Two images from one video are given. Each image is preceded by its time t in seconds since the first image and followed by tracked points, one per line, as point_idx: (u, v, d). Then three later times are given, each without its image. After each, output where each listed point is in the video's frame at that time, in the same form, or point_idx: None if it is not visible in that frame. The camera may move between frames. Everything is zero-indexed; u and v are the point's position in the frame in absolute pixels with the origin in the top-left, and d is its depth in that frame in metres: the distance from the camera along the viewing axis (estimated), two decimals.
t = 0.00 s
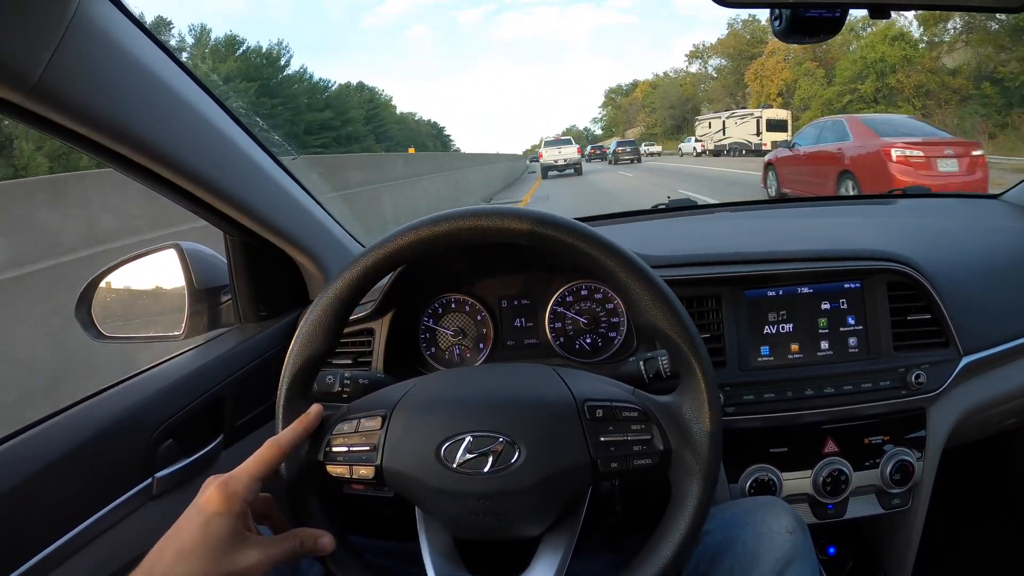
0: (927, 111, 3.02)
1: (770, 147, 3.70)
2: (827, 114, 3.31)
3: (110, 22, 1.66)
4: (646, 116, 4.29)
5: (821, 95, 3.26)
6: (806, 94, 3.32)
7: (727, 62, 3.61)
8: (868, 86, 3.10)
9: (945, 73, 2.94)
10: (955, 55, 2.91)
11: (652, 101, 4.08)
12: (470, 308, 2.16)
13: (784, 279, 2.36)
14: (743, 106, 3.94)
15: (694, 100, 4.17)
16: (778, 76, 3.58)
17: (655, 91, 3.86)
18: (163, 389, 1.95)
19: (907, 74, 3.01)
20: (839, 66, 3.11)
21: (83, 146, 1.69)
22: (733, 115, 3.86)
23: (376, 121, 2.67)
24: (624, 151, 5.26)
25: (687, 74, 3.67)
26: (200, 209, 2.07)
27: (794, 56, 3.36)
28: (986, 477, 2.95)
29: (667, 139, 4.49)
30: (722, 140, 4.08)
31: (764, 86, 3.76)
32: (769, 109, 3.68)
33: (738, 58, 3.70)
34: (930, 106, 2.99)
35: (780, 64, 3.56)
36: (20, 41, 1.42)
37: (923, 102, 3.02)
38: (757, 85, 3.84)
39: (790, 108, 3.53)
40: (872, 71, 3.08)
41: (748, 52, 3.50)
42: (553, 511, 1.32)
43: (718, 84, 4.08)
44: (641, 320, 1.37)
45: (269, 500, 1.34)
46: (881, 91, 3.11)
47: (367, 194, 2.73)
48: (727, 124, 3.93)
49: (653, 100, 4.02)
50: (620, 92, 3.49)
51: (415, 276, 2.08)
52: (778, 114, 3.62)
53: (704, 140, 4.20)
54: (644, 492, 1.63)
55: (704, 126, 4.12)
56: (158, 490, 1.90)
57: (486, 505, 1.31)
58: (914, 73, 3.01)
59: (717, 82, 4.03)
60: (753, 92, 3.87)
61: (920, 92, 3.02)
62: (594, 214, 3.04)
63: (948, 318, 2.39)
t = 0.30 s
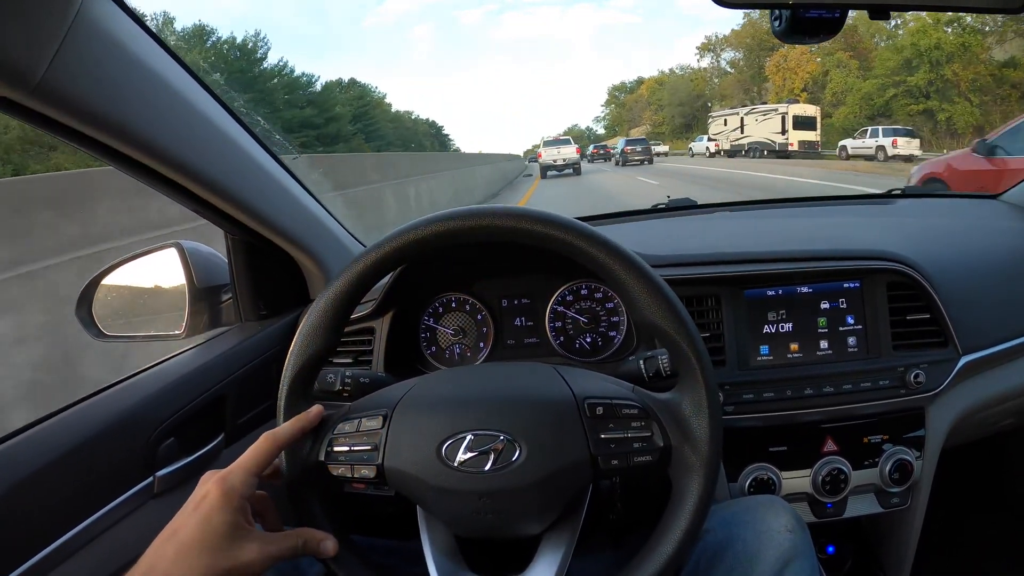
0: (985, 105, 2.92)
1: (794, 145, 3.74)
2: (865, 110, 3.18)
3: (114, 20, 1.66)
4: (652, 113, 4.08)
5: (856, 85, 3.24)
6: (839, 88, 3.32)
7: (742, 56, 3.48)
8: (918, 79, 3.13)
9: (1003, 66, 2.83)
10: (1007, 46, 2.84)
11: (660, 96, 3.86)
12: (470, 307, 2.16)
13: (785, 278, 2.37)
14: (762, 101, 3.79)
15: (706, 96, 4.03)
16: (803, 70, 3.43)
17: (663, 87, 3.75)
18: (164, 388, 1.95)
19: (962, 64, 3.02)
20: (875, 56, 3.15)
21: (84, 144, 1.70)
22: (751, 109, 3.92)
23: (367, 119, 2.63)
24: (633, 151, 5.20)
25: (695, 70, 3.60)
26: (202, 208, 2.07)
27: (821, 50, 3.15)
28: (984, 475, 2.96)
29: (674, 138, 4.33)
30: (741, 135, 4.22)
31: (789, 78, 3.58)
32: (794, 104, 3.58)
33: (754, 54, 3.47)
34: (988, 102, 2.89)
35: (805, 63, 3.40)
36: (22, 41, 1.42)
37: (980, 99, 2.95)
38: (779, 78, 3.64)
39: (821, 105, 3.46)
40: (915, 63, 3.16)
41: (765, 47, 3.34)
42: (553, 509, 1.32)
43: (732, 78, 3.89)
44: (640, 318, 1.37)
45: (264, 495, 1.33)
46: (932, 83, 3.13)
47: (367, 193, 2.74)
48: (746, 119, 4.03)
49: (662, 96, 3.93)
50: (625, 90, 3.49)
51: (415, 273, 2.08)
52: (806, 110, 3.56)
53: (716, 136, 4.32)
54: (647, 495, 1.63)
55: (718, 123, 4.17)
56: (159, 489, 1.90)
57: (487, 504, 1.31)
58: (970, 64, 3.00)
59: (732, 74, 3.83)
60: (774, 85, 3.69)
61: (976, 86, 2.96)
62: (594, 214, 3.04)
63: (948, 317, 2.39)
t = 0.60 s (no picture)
0: None
1: (826, 146, 3.54)
2: (916, 106, 2.98)
3: (115, 12, 1.65)
4: (659, 110, 4.13)
5: (904, 75, 3.00)
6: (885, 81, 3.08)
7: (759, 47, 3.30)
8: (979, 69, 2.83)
9: None
10: None
11: (668, 91, 3.87)
12: (472, 303, 2.16)
13: (787, 275, 2.37)
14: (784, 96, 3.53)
15: (719, 91, 3.80)
16: (836, 60, 3.19)
17: (669, 84, 3.76)
18: (164, 384, 1.94)
19: None
20: (918, 52, 2.96)
21: (85, 138, 1.69)
22: (778, 103, 3.55)
23: (356, 119, 2.60)
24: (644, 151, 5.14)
25: (706, 65, 3.53)
26: (202, 203, 2.07)
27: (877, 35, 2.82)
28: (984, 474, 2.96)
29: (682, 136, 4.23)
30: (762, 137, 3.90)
31: (814, 70, 3.31)
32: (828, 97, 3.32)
33: (773, 46, 3.24)
34: None
35: (836, 52, 3.17)
36: (23, 32, 1.42)
37: None
38: (803, 70, 3.35)
39: (859, 99, 3.21)
40: (978, 51, 2.86)
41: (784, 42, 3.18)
42: (558, 505, 1.33)
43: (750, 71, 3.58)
44: (643, 312, 1.37)
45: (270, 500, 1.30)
46: (1000, 75, 2.80)
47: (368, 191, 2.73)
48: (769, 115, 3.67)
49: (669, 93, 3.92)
50: (629, 86, 3.47)
51: (416, 268, 2.07)
52: (842, 106, 3.27)
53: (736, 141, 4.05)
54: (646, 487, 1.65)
55: (735, 120, 3.81)
56: (159, 486, 1.90)
57: (491, 500, 1.30)
58: None
59: (749, 68, 3.56)
60: (798, 77, 3.42)
61: None
62: (595, 212, 3.03)
63: (949, 314, 2.40)
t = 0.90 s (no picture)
0: None
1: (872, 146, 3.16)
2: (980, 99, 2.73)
3: (114, 13, 1.65)
4: (668, 106, 3.96)
5: (962, 64, 2.75)
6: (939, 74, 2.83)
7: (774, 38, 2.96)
8: None
9: None
10: None
11: (679, 86, 3.79)
12: (470, 304, 2.17)
13: (786, 276, 2.37)
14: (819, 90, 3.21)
15: (733, 87, 3.64)
16: (878, 50, 2.80)
17: (679, 79, 3.69)
18: (162, 385, 1.94)
19: None
20: (973, 45, 2.77)
21: (86, 139, 1.69)
22: (810, 96, 3.25)
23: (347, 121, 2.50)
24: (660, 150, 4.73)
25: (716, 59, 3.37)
26: (201, 203, 2.07)
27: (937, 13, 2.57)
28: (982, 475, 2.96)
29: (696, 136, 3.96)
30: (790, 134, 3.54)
31: (848, 62, 2.97)
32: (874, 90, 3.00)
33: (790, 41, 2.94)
34: None
35: (877, 42, 2.76)
36: (22, 32, 1.41)
37: None
38: (838, 61, 2.99)
39: (909, 92, 2.92)
40: None
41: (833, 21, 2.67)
42: (556, 505, 1.33)
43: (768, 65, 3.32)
44: (640, 311, 1.36)
45: (270, 501, 1.30)
46: None
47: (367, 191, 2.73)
48: (799, 111, 3.36)
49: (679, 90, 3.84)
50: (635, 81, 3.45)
51: (414, 270, 2.07)
52: (891, 99, 2.97)
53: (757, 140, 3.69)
54: (642, 485, 1.66)
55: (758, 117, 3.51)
56: (157, 486, 1.90)
57: (489, 500, 1.30)
58: None
59: (768, 59, 3.27)
60: (826, 69, 3.15)
61: None
62: (593, 212, 3.03)
63: (948, 315, 2.40)
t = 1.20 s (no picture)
0: None
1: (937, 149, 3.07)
2: None
3: (108, 10, 1.65)
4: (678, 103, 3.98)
5: None
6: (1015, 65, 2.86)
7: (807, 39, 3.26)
8: None
9: None
10: None
11: (691, 79, 3.88)
12: (469, 304, 2.16)
13: (788, 275, 2.36)
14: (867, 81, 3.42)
15: (749, 81, 3.95)
16: (924, 37, 3.05)
17: (689, 74, 3.78)
18: (159, 385, 1.93)
19: None
20: None
21: (81, 137, 1.67)
22: (855, 87, 3.47)
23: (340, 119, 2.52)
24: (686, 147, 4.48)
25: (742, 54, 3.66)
26: (198, 202, 2.05)
27: (966, 1, 2.81)
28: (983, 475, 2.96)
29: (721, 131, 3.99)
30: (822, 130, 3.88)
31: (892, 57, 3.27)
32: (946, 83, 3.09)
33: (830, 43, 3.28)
34: None
35: (924, 28, 3.04)
36: (14, 27, 1.40)
37: None
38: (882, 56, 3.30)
39: (973, 83, 2.97)
40: None
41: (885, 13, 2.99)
42: (556, 506, 1.32)
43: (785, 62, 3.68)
44: (640, 309, 1.35)
45: (269, 506, 1.29)
46: None
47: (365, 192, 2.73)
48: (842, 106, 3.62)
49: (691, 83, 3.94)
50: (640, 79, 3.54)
51: (413, 269, 2.06)
52: (956, 93, 3.05)
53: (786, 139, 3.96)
54: (642, 486, 1.65)
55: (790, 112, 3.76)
56: (154, 487, 1.89)
57: (489, 502, 1.29)
58: None
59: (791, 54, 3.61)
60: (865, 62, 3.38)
61: None
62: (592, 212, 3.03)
63: (950, 314, 2.39)
